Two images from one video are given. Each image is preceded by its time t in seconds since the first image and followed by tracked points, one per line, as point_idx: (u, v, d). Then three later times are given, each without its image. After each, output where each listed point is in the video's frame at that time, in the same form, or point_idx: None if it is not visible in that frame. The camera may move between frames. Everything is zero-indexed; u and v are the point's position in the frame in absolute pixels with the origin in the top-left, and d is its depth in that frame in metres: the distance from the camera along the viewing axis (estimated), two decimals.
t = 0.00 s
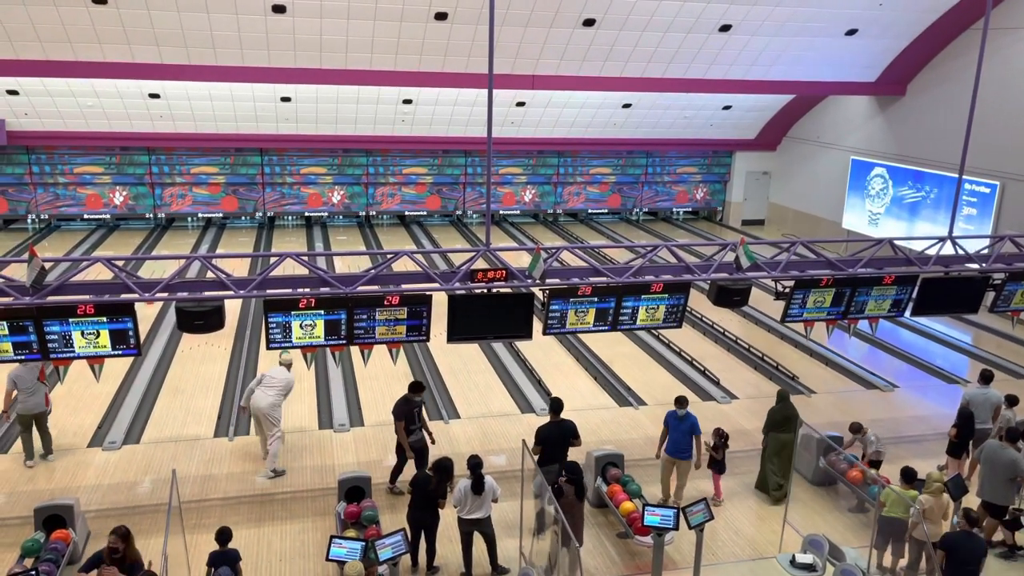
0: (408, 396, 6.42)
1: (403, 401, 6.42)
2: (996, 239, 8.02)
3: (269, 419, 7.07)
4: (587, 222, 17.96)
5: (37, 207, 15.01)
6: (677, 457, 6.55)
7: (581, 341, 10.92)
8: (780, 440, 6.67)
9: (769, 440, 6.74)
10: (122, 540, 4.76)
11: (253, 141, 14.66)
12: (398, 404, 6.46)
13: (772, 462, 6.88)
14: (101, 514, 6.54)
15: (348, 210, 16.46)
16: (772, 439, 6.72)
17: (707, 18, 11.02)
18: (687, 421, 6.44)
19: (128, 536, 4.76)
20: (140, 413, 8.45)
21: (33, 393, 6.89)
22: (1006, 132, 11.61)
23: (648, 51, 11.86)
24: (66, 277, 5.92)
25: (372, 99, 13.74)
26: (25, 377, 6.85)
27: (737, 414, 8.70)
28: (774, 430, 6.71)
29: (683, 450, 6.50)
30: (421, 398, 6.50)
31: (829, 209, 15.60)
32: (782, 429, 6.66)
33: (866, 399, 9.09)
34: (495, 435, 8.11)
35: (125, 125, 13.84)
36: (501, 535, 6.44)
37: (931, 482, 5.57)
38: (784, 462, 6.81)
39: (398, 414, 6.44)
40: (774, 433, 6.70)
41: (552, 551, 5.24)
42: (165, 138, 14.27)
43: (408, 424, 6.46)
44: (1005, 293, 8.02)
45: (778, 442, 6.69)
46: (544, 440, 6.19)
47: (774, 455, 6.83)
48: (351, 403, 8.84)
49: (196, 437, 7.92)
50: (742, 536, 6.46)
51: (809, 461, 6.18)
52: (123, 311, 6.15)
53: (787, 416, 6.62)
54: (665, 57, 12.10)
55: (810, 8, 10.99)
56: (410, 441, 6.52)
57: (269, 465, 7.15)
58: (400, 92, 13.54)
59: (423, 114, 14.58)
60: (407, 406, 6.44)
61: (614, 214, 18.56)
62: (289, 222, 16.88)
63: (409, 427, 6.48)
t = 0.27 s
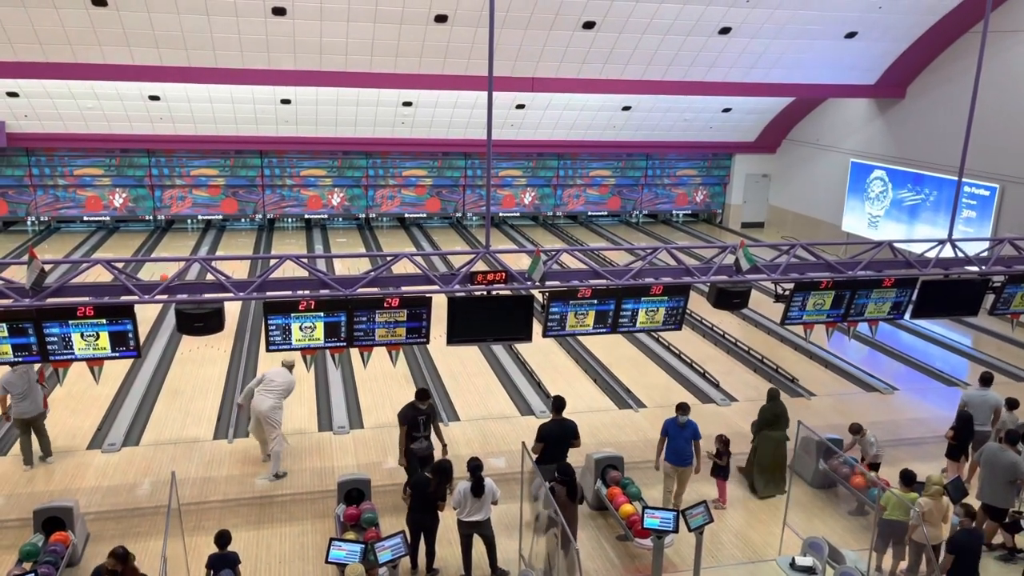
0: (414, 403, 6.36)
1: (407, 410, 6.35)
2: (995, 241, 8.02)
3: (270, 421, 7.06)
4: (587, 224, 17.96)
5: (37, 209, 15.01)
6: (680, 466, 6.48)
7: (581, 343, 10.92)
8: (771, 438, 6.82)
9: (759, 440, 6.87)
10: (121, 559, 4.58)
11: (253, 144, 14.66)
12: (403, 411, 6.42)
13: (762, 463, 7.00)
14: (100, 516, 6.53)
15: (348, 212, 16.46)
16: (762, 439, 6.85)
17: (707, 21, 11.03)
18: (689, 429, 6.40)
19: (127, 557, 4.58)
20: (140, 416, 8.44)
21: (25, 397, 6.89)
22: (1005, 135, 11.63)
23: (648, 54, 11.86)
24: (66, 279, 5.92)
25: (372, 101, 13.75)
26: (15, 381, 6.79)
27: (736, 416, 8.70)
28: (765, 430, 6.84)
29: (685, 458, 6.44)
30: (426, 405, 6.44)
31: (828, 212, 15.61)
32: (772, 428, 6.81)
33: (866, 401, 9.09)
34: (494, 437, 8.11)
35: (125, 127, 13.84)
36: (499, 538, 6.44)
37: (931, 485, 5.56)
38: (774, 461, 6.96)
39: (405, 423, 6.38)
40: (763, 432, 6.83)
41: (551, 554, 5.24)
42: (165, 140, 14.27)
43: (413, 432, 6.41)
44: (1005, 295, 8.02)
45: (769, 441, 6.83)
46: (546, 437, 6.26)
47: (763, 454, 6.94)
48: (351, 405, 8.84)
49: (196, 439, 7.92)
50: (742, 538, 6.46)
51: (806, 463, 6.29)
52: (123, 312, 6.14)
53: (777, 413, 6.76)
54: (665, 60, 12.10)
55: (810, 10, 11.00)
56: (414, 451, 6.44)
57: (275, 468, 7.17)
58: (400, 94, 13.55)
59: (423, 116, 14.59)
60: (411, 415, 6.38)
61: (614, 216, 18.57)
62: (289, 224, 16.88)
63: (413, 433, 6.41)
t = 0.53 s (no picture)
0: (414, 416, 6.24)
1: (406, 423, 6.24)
2: (994, 245, 8.03)
3: (269, 424, 7.06)
4: (586, 228, 17.97)
5: (36, 212, 15.00)
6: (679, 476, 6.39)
7: (580, 347, 10.92)
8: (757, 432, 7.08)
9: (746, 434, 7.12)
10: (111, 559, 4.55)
11: (252, 147, 14.66)
12: (404, 424, 6.28)
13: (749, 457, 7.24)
14: (98, 519, 6.52)
15: (347, 216, 16.46)
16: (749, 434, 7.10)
17: (706, 25, 11.05)
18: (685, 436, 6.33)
19: (114, 555, 4.55)
20: (138, 419, 8.42)
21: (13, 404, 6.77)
22: (1003, 139, 11.65)
23: (647, 57, 11.88)
24: (65, 283, 5.91)
25: (371, 105, 13.76)
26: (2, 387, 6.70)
27: (735, 419, 8.69)
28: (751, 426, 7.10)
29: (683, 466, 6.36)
30: (427, 417, 6.33)
31: (827, 215, 15.63)
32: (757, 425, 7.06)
33: (864, 405, 9.09)
34: (493, 440, 8.10)
35: (124, 130, 13.84)
36: (498, 541, 6.44)
37: (931, 488, 5.55)
38: (757, 454, 7.21)
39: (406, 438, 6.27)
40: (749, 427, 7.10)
41: (550, 557, 5.23)
42: (164, 143, 14.27)
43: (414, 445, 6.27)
44: (1003, 299, 8.03)
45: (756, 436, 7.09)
46: (537, 437, 6.18)
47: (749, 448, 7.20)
48: (350, 409, 8.83)
49: (194, 443, 7.91)
50: (741, 541, 6.46)
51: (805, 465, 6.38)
52: (121, 316, 6.14)
53: (763, 410, 6.99)
54: (664, 64, 12.12)
55: (808, 15, 11.03)
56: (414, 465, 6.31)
57: (274, 471, 7.18)
58: (399, 98, 13.56)
59: (422, 119, 14.59)
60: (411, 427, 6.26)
61: (613, 219, 18.58)
62: (287, 227, 16.88)
63: (414, 446, 6.29)
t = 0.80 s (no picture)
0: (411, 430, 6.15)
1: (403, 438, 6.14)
2: (992, 249, 8.03)
3: (267, 428, 7.06)
4: (585, 232, 17.99)
5: (34, 216, 14.99)
6: (677, 485, 6.34)
7: (578, 351, 10.92)
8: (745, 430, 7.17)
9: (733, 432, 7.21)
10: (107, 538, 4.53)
11: (250, 151, 14.66)
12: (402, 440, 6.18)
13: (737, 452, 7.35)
14: (96, 524, 6.51)
15: (346, 220, 16.47)
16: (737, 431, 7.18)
17: (705, 30, 11.08)
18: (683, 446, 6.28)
19: (113, 534, 4.53)
20: (136, 423, 8.41)
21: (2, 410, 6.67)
22: (1001, 144, 11.67)
23: (645, 62, 11.90)
24: (63, 287, 5.91)
25: (369, 109, 13.78)
26: None
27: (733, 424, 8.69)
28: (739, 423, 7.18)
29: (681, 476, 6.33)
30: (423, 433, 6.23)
31: (825, 220, 15.65)
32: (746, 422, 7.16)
33: (862, 409, 9.10)
34: (491, 445, 8.10)
35: (122, 134, 13.84)
36: (497, 546, 6.43)
37: (932, 492, 5.55)
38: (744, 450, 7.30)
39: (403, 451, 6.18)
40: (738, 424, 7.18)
41: (548, 562, 5.23)
42: (163, 147, 14.27)
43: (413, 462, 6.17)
44: (1001, 303, 8.04)
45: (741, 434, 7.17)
46: (522, 436, 6.20)
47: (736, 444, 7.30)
48: (348, 413, 8.82)
49: (192, 447, 7.89)
50: (739, 546, 6.45)
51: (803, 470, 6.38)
52: (120, 320, 6.13)
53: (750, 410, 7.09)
54: (662, 68, 12.15)
55: (806, 20, 11.06)
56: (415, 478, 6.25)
57: (270, 476, 7.17)
58: (398, 102, 13.58)
59: (420, 124, 14.60)
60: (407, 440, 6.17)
61: (611, 224, 18.60)
62: (286, 232, 16.88)
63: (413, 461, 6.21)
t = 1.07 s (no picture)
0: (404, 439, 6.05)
1: (398, 446, 6.05)
2: (991, 255, 8.04)
3: (265, 434, 7.05)
4: (584, 238, 18.00)
5: (34, 221, 15.00)
6: (679, 496, 6.29)
7: (577, 356, 10.92)
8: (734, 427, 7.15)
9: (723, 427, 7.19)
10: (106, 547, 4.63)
11: (250, 156, 14.68)
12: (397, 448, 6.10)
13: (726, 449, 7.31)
14: (95, 529, 6.51)
15: (345, 225, 16.48)
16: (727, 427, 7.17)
17: (704, 36, 11.11)
18: (683, 456, 6.25)
19: (109, 544, 4.62)
20: (135, 428, 8.40)
21: None
22: (1000, 150, 11.68)
23: (645, 67, 11.92)
24: (62, 292, 5.91)
25: (369, 114, 13.80)
26: None
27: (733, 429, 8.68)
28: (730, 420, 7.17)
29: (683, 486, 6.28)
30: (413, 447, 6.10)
31: (824, 225, 15.66)
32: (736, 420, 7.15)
33: (862, 414, 9.09)
34: (490, 450, 8.09)
35: (122, 140, 13.86)
36: (496, 551, 6.42)
37: (936, 498, 5.54)
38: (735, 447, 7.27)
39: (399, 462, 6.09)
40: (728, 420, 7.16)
41: (547, 568, 5.23)
42: (163, 153, 14.28)
43: (415, 468, 6.09)
44: (1000, 308, 8.05)
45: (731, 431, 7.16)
46: (513, 434, 6.47)
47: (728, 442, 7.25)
48: (347, 418, 8.81)
49: (191, 452, 7.89)
50: (739, 552, 6.44)
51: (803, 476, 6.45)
52: (119, 325, 6.14)
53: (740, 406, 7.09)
54: (662, 74, 12.18)
55: (805, 26, 11.10)
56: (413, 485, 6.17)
57: (270, 481, 7.15)
58: (398, 107, 13.60)
59: (420, 129, 14.62)
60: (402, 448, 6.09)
61: (611, 229, 18.61)
62: (286, 237, 16.88)
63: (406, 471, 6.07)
